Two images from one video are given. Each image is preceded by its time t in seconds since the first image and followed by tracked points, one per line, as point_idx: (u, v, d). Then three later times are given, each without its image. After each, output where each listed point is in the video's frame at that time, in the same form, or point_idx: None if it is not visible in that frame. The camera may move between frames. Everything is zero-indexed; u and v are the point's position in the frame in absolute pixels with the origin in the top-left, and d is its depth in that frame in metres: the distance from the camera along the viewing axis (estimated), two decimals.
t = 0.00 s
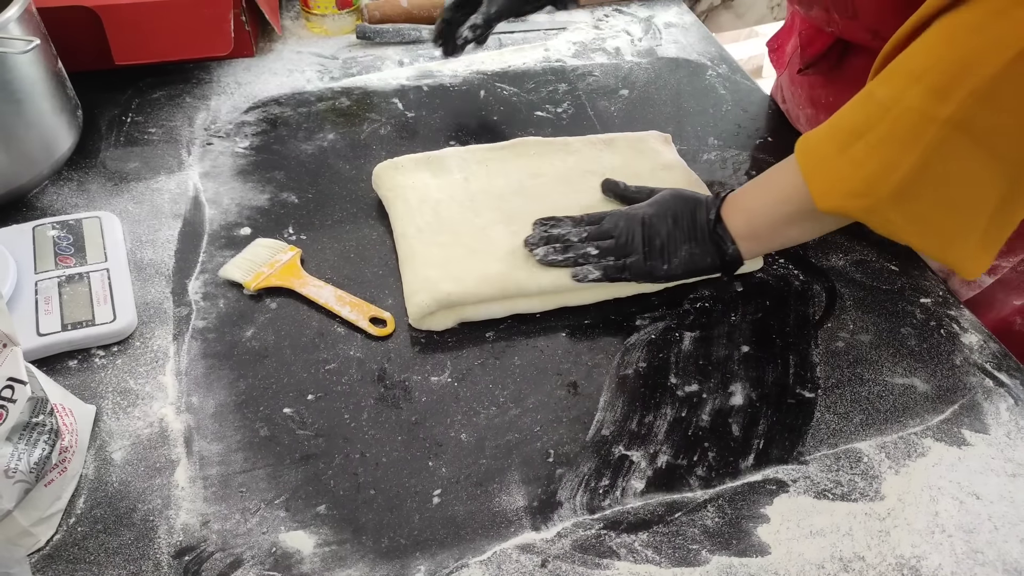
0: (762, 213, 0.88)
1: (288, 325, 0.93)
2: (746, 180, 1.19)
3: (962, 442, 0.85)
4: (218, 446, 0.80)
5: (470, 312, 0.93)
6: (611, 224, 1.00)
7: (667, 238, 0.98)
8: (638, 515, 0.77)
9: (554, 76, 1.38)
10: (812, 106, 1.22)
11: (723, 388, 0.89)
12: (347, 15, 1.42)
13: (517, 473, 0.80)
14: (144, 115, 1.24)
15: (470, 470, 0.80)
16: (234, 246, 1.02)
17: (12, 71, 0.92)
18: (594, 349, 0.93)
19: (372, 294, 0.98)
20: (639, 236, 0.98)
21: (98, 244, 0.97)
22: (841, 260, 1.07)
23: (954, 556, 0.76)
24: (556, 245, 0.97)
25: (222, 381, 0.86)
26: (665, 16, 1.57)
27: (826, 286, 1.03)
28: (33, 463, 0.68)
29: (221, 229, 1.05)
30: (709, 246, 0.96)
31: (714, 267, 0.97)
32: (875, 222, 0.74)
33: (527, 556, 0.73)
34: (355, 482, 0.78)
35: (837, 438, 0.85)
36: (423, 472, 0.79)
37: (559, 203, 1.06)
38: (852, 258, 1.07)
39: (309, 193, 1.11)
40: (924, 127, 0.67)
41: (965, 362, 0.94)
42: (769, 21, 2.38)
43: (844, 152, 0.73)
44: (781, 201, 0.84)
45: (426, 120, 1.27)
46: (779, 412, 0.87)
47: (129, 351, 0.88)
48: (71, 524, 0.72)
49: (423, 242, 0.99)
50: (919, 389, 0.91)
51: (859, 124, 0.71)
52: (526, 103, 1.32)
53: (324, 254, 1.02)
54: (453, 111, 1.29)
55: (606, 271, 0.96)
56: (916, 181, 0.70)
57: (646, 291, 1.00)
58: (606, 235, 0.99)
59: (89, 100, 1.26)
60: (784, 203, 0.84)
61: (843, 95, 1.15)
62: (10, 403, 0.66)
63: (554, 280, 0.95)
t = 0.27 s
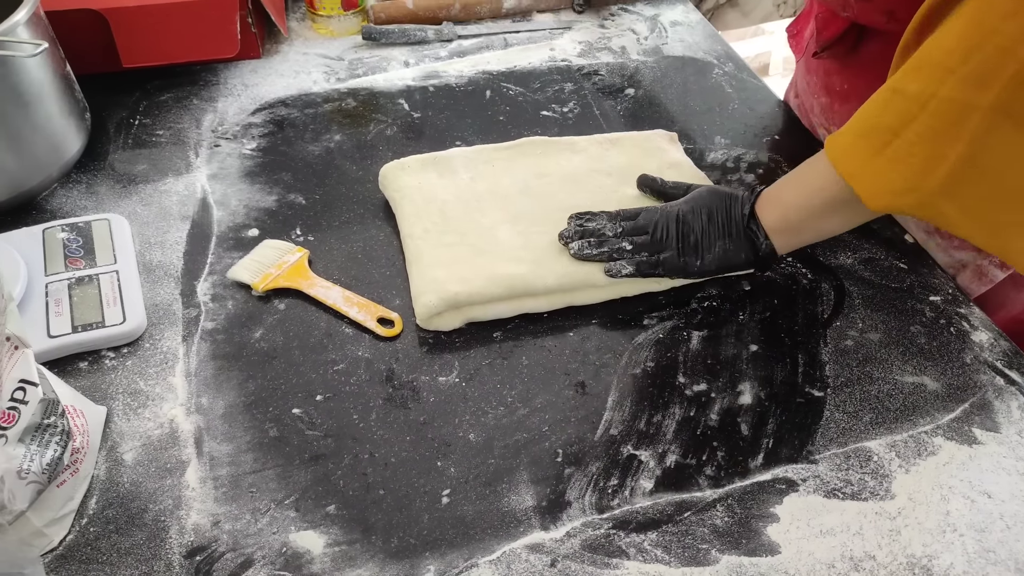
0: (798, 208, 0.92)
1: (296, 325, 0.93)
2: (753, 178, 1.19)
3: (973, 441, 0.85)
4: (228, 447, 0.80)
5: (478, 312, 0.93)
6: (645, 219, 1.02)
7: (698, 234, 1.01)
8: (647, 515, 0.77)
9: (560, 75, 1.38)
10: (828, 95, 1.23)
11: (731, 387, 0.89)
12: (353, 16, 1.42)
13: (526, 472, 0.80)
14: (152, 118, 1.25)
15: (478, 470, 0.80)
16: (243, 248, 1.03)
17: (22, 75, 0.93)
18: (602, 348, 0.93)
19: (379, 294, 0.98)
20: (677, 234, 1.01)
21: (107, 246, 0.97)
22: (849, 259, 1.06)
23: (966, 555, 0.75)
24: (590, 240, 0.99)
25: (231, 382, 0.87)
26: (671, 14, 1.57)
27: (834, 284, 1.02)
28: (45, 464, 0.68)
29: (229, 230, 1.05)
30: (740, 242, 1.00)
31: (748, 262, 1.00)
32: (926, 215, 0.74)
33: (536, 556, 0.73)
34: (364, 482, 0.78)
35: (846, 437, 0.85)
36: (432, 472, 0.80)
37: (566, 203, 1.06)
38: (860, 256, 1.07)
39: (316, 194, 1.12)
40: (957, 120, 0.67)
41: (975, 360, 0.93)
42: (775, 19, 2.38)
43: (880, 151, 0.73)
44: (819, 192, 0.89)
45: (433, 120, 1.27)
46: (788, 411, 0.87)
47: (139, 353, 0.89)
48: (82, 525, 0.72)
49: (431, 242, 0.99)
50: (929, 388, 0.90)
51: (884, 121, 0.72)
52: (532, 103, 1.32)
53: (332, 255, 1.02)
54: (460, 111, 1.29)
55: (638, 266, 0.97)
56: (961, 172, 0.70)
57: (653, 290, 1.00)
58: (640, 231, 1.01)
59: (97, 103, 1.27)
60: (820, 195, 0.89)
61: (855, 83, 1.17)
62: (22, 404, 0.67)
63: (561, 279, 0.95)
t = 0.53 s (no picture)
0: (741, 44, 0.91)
1: (304, 330, 0.93)
2: (760, 180, 1.19)
3: (982, 444, 0.85)
4: (236, 452, 0.81)
5: (484, 316, 0.94)
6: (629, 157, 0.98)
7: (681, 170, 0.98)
8: (654, 519, 0.77)
9: (567, 79, 1.38)
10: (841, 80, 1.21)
11: (738, 391, 0.89)
12: (360, 21, 1.43)
13: (533, 477, 0.80)
14: (161, 123, 1.26)
15: (485, 474, 0.80)
16: (251, 253, 1.03)
17: (33, 83, 0.93)
18: (608, 351, 0.93)
19: (386, 299, 0.98)
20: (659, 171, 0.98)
21: (117, 252, 0.98)
22: (856, 261, 1.06)
23: (975, 560, 0.75)
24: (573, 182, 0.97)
25: (240, 386, 0.87)
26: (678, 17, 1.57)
27: (842, 287, 1.02)
28: (56, 469, 0.69)
29: (237, 235, 1.06)
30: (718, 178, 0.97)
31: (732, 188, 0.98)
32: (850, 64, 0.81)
33: (543, 561, 0.73)
34: (371, 486, 0.79)
35: (854, 440, 0.85)
36: (439, 477, 0.80)
37: (573, 206, 1.06)
38: (868, 259, 1.06)
39: (324, 199, 1.12)
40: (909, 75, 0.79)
41: (984, 362, 0.93)
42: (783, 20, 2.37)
43: (888, 92, 0.82)
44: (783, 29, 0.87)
45: (440, 124, 1.27)
46: (795, 415, 0.87)
47: (148, 358, 0.89)
48: (92, 530, 0.73)
49: (437, 246, 0.99)
50: (937, 391, 0.90)
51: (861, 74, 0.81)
52: (539, 107, 1.32)
53: (339, 260, 1.03)
54: (466, 115, 1.29)
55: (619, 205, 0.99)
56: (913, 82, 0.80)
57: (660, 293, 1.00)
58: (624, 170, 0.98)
59: (106, 109, 1.28)
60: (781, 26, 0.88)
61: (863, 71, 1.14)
62: (33, 410, 0.68)
63: (568, 283, 0.95)
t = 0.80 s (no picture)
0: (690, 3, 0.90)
1: (305, 328, 0.93)
2: (762, 179, 1.19)
3: (984, 445, 0.84)
4: (237, 450, 0.81)
5: (485, 315, 0.94)
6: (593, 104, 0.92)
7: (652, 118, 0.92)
8: (655, 518, 0.77)
9: (568, 77, 1.38)
10: (838, 63, 1.17)
11: (740, 390, 0.89)
12: (361, 19, 1.43)
13: (533, 475, 0.80)
14: (162, 121, 1.25)
15: (486, 473, 0.80)
16: (252, 251, 1.03)
17: (33, 81, 0.93)
18: (609, 350, 0.93)
19: (387, 297, 0.98)
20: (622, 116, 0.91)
21: (118, 249, 0.98)
22: (859, 260, 1.06)
23: (976, 560, 0.75)
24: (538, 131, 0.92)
25: (241, 384, 0.87)
26: (680, 15, 1.57)
27: (844, 286, 1.02)
28: (56, 467, 0.68)
29: (238, 233, 1.05)
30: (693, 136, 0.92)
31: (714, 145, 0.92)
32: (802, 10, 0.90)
33: (544, 560, 0.73)
34: (372, 485, 0.79)
35: (856, 440, 0.84)
36: (440, 475, 0.80)
37: (574, 205, 1.06)
38: (870, 258, 1.06)
39: (325, 197, 1.12)
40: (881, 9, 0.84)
41: (986, 363, 0.93)
42: (785, 19, 2.36)
43: None
44: None
45: (441, 123, 1.27)
46: (797, 415, 0.87)
47: (149, 355, 0.89)
48: (92, 528, 0.73)
49: (438, 245, 0.99)
50: (939, 391, 0.89)
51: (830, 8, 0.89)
52: (541, 105, 1.32)
53: (340, 258, 1.03)
54: (468, 114, 1.29)
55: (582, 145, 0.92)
56: None
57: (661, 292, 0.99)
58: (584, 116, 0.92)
59: (108, 107, 1.28)
60: None
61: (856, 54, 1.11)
62: (33, 408, 0.68)
63: (569, 282, 0.94)
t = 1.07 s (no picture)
0: None
1: (307, 330, 0.94)
2: (765, 181, 1.19)
3: (986, 448, 0.84)
4: (239, 451, 0.81)
5: (487, 317, 0.94)
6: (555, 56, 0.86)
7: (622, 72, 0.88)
8: (657, 521, 0.77)
9: (571, 79, 1.38)
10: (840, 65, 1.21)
11: (742, 393, 0.89)
12: (365, 20, 1.43)
13: (535, 478, 0.80)
14: (165, 123, 1.26)
15: (488, 475, 0.80)
16: (254, 252, 1.03)
17: (37, 82, 0.94)
18: (611, 352, 0.93)
19: (389, 299, 0.98)
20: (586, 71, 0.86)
21: (121, 251, 0.98)
22: (861, 263, 1.05)
23: (979, 563, 0.74)
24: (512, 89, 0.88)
25: (243, 386, 0.87)
26: (683, 17, 1.57)
27: (846, 289, 1.02)
28: (58, 468, 0.69)
29: (241, 235, 1.06)
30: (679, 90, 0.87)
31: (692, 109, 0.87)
32: None
33: (545, 562, 0.73)
34: (374, 486, 0.79)
35: (858, 443, 0.84)
36: (442, 477, 0.80)
37: (576, 207, 1.06)
38: (873, 261, 1.06)
39: (327, 199, 1.12)
40: None
41: (989, 366, 0.92)
42: (788, 21, 2.36)
43: None
44: None
45: (444, 124, 1.27)
46: (799, 418, 0.87)
47: (152, 357, 0.89)
48: (94, 529, 0.73)
49: (441, 247, 0.99)
50: (942, 394, 0.89)
51: None
52: (543, 107, 1.32)
53: (342, 260, 1.03)
54: (471, 116, 1.29)
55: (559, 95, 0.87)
56: None
57: (663, 295, 0.99)
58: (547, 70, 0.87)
59: (112, 108, 1.28)
60: None
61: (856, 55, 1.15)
62: (36, 408, 0.68)
63: (571, 284, 0.95)
